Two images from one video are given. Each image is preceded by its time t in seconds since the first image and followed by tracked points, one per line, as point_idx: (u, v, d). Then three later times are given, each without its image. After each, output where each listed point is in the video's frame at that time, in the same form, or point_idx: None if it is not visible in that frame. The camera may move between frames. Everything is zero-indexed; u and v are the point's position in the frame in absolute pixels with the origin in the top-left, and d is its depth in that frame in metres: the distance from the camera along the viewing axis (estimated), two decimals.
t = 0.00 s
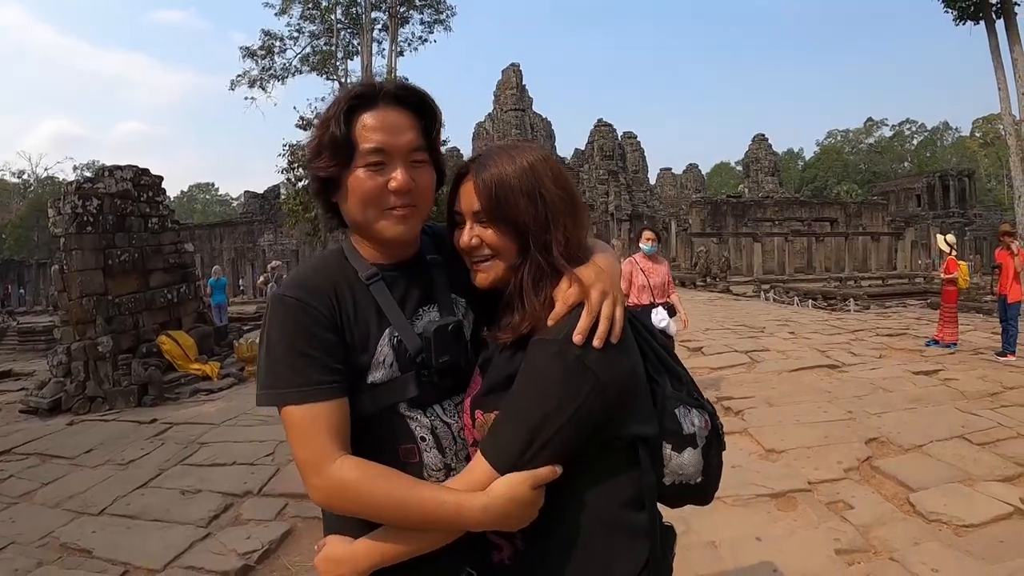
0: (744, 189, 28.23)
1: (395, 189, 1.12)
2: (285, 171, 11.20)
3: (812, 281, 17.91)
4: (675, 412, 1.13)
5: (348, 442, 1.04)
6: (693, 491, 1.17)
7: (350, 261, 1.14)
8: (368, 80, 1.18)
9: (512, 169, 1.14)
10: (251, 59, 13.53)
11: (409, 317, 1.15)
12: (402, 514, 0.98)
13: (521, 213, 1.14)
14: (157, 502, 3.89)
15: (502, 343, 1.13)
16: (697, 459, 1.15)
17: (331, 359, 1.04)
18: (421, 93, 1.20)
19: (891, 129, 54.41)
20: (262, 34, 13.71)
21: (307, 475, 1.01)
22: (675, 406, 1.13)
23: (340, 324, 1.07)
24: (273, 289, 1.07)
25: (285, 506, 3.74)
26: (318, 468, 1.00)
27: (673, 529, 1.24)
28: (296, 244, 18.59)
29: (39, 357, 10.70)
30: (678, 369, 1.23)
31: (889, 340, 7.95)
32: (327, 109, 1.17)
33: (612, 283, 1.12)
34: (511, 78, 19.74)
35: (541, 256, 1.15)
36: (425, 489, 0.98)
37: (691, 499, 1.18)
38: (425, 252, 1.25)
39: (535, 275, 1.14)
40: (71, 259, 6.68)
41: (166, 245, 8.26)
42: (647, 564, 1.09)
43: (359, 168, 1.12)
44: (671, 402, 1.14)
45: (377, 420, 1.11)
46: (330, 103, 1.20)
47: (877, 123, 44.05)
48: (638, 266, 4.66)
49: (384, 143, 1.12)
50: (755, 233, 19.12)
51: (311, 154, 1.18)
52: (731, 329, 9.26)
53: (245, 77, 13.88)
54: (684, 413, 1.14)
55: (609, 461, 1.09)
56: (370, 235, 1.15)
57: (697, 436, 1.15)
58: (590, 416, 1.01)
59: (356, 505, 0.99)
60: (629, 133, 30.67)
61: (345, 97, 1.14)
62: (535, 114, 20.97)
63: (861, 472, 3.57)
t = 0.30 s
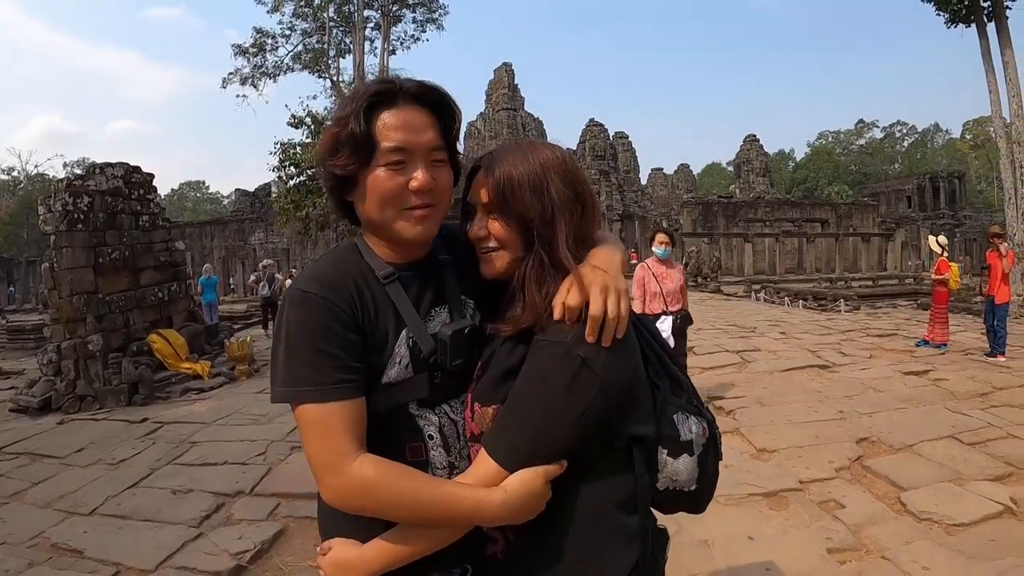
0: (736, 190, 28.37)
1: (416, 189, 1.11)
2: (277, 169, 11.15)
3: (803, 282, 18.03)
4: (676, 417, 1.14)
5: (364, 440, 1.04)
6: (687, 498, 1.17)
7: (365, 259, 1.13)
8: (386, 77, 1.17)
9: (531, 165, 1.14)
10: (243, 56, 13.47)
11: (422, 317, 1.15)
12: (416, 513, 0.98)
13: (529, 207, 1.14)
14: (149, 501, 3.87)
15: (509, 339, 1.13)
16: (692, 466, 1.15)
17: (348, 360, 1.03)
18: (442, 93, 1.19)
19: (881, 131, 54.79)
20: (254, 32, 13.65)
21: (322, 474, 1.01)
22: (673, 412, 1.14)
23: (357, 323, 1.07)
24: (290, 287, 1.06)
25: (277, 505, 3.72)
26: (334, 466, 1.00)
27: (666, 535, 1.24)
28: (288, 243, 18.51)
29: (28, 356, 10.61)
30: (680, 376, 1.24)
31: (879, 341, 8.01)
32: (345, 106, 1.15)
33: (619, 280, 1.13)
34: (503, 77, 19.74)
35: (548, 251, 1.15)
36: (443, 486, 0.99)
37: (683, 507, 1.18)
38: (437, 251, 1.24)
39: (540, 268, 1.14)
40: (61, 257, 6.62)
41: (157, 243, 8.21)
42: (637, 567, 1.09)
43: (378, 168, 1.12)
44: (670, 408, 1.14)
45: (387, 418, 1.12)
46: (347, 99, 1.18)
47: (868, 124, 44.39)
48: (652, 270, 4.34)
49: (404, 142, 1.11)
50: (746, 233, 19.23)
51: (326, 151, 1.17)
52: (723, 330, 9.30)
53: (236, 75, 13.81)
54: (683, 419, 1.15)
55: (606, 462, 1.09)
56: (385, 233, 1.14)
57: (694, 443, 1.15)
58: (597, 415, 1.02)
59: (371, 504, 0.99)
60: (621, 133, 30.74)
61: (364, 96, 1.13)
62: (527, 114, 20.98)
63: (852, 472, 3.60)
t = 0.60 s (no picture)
0: (731, 191, 28.46)
1: (430, 192, 1.11)
2: (271, 167, 11.12)
3: (797, 284, 18.10)
4: (676, 420, 1.15)
5: (367, 440, 1.04)
6: (685, 499, 1.18)
7: (368, 261, 1.13)
8: (402, 77, 1.16)
9: (543, 167, 1.14)
10: (238, 54, 13.43)
11: (424, 319, 1.15)
12: (420, 511, 0.99)
13: (541, 207, 1.13)
14: (143, 500, 3.85)
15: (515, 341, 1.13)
16: (690, 468, 1.16)
17: (352, 364, 1.04)
18: (455, 96, 1.19)
19: (876, 134, 55.04)
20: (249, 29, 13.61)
21: (327, 475, 1.02)
22: (674, 415, 1.16)
23: (360, 327, 1.07)
24: (295, 289, 1.06)
25: (273, 504, 3.72)
26: (339, 466, 1.01)
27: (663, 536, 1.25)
28: (282, 240, 18.46)
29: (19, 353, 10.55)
30: (681, 379, 1.25)
31: (874, 342, 8.04)
32: (359, 104, 1.14)
33: (622, 285, 1.13)
34: (498, 77, 19.75)
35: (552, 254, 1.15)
36: (448, 483, 0.99)
37: (681, 508, 1.19)
38: (440, 253, 1.24)
39: (544, 270, 1.14)
40: (55, 254, 6.58)
41: (152, 241, 8.19)
42: (636, 565, 1.10)
43: (391, 170, 1.11)
44: (672, 411, 1.16)
45: (390, 419, 1.12)
46: (360, 98, 1.17)
47: (863, 127, 44.62)
48: (668, 268, 4.28)
49: (419, 145, 1.11)
50: (740, 234, 19.29)
51: (335, 147, 1.15)
52: (718, 330, 9.33)
53: (232, 72, 13.77)
54: (683, 422, 1.16)
55: (608, 462, 1.10)
56: (392, 235, 1.14)
57: (694, 445, 1.16)
58: (600, 415, 1.03)
59: (374, 503, 0.99)
60: (617, 133, 30.75)
61: (380, 96, 1.13)
62: (522, 114, 21.00)
63: (846, 472, 3.62)
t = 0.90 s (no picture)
0: (730, 191, 28.47)
1: (439, 196, 1.12)
2: (271, 168, 11.12)
3: (796, 284, 18.10)
4: (680, 417, 1.16)
5: (367, 440, 1.05)
6: (689, 496, 1.18)
7: (368, 265, 1.13)
8: (417, 81, 1.17)
9: (562, 168, 1.15)
10: (238, 55, 13.43)
11: (422, 323, 1.16)
12: (423, 505, 0.99)
13: (566, 209, 1.14)
14: (145, 501, 3.86)
15: (525, 341, 1.14)
16: (695, 464, 1.17)
17: (351, 369, 1.04)
18: (468, 104, 1.21)
19: (876, 134, 55.09)
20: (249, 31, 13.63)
21: (328, 474, 1.03)
22: (679, 412, 1.17)
23: (358, 332, 1.07)
24: (293, 294, 1.07)
25: (274, 505, 3.72)
26: (340, 466, 1.01)
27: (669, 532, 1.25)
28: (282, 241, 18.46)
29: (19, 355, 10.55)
30: (684, 377, 1.26)
31: (874, 342, 8.04)
32: (373, 104, 1.14)
33: (638, 288, 1.16)
34: (498, 78, 19.77)
35: (576, 255, 1.16)
36: (450, 478, 1.00)
37: (685, 504, 1.20)
38: (442, 257, 1.25)
39: (559, 272, 1.15)
40: (56, 255, 6.59)
41: (152, 242, 8.20)
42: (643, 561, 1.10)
43: (401, 172, 1.12)
44: (676, 408, 1.17)
45: (389, 422, 1.13)
46: (373, 99, 1.17)
47: (862, 128, 44.64)
48: (686, 275, 3.99)
49: (431, 150, 1.12)
50: (740, 235, 19.28)
51: (346, 147, 1.15)
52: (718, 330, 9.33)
53: (231, 73, 13.78)
54: (687, 419, 1.17)
55: (613, 458, 1.10)
56: (396, 237, 1.14)
57: (697, 442, 1.17)
58: (604, 412, 1.03)
59: (376, 499, 1.00)
60: (616, 134, 30.75)
61: (395, 97, 1.13)
62: (522, 114, 21.01)
63: (847, 472, 3.62)
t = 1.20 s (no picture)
0: (729, 191, 28.50)
1: (434, 195, 1.12)
2: (269, 167, 11.11)
3: (794, 283, 18.13)
4: (678, 410, 1.17)
5: (366, 440, 1.05)
6: (689, 487, 1.19)
7: (361, 266, 1.13)
8: (411, 80, 1.18)
9: (567, 168, 1.17)
10: (236, 54, 13.40)
11: (417, 323, 1.16)
12: (425, 502, 1.00)
13: (585, 208, 1.16)
14: (144, 501, 3.86)
15: (528, 336, 1.14)
16: (693, 456, 1.18)
17: (347, 369, 1.04)
18: (461, 104, 1.21)
19: (873, 134, 55.18)
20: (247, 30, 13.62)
21: (329, 474, 1.03)
22: (677, 404, 1.18)
23: (353, 332, 1.07)
24: (287, 297, 1.07)
25: (274, 504, 3.72)
26: (340, 465, 1.01)
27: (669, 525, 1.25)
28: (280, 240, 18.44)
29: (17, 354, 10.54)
30: (681, 369, 1.27)
31: (872, 341, 8.05)
32: (367, 104, 1.15)
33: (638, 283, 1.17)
34: (496, 77, 19.75)
35: (577, 250, 1.17)
36: (451, 474, 1.00)
37: (684, 496, 1.20)
38: (437, 255, 1.25)
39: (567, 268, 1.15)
40: (53, 255, 6.58)
41: (150, 241, 8.19)
42: (648, 555, 1.11)
43: (395, 170, 1.12)
44: (674, 400, 1.18)
45: (387, 421, 1.13)
46: (367, 98, 1.17)
47: (859, 127, 44.71)
48: (702, 274, 3.58)
49: (426, 148, 1.12)
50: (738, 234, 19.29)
51: (339, 145, 1.15)
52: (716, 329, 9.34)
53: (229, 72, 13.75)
54: (685, 411, 1.19)
55: (615, 451, 1.10)
56: (391, 236, 1.14)
57: (695, 433, 1.19)
58: (604, 406, 1.03)
59: (376, 498, 1.00)
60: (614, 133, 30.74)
61: (388, 96, 1.13)
62: (520, 113, 21.01)
63: (846, 471, 3.63)
